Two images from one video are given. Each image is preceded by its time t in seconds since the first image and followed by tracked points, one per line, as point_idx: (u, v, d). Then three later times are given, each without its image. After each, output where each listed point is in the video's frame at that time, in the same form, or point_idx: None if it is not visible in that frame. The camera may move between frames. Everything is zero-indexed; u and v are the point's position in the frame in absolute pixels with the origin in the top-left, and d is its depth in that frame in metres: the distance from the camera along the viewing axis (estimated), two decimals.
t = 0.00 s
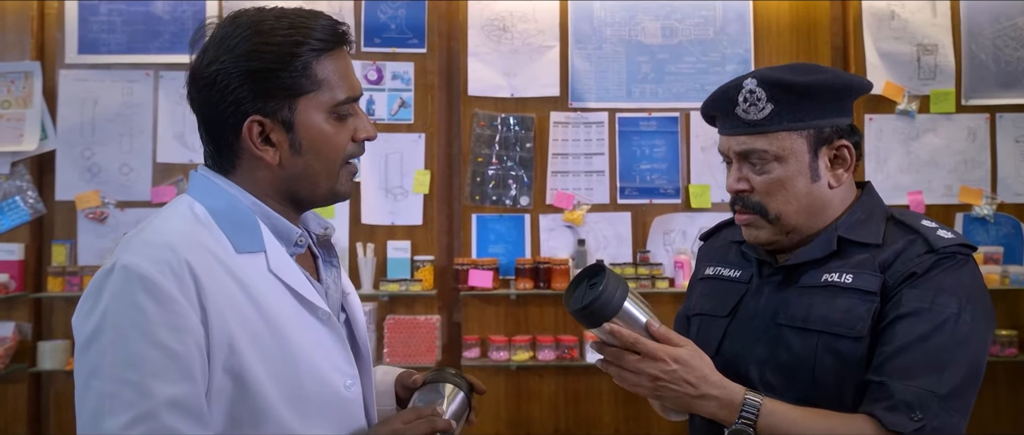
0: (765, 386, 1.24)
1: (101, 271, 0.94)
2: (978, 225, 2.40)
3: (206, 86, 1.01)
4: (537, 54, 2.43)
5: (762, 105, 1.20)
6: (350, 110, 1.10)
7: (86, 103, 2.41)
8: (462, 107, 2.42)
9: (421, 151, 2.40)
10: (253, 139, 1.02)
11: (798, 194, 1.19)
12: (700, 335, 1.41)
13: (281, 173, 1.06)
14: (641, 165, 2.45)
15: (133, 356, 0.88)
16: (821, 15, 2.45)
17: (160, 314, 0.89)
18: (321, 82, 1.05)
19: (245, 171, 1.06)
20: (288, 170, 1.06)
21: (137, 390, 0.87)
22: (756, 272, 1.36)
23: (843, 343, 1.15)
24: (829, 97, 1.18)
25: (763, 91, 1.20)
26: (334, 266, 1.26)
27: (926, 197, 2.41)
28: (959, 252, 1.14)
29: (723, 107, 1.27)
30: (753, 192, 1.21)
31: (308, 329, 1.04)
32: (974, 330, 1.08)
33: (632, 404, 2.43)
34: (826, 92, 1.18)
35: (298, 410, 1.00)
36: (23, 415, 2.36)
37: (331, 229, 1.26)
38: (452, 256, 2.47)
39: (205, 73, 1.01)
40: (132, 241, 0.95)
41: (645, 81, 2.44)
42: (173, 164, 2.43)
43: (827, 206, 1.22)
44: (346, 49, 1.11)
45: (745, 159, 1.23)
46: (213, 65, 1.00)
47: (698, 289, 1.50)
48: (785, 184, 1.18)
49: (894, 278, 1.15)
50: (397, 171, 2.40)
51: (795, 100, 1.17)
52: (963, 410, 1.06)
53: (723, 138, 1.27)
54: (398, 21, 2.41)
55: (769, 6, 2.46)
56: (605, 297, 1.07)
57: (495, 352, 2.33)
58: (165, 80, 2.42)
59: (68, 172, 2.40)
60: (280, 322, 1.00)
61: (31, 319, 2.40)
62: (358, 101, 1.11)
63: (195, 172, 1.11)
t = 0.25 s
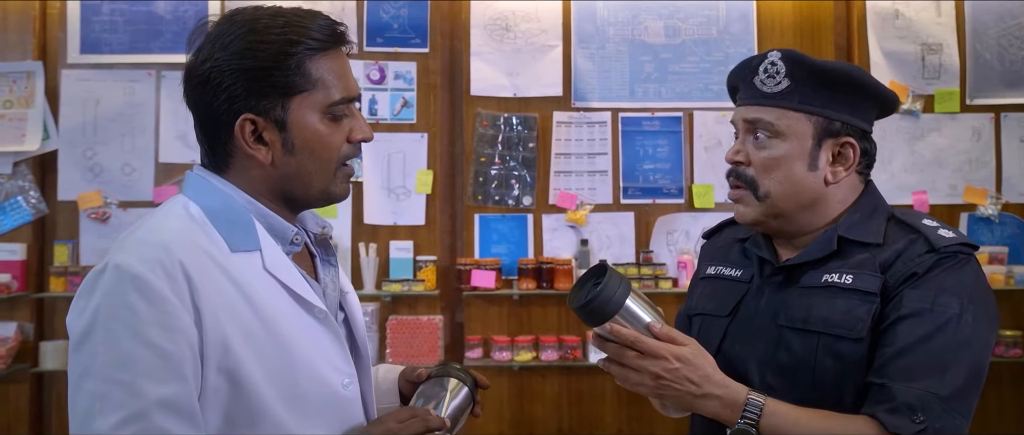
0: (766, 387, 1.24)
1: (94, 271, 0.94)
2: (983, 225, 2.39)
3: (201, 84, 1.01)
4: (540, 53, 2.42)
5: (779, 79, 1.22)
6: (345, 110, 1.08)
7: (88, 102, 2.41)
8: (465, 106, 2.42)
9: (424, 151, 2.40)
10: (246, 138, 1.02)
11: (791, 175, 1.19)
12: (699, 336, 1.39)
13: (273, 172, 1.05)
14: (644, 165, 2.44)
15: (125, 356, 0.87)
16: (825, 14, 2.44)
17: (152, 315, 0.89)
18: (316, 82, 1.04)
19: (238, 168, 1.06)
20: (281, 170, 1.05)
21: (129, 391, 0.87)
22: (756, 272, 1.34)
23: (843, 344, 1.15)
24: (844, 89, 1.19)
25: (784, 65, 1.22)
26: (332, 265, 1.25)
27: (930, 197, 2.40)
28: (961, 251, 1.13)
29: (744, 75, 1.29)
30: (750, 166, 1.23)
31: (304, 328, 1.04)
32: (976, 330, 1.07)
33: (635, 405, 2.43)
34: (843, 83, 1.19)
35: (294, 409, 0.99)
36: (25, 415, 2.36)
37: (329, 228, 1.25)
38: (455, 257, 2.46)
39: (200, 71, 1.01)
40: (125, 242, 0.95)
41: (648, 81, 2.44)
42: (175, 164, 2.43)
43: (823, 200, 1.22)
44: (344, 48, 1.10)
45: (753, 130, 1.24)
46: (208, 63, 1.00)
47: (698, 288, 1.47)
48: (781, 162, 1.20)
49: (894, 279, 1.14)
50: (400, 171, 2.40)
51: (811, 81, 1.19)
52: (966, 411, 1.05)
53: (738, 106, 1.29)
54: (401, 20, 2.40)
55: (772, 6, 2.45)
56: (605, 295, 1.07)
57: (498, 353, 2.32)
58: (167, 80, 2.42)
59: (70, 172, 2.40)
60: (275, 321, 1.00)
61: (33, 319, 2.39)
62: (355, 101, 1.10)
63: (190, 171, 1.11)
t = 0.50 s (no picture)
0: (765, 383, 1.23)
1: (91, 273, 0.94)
2: (984, 225, 2.39)
3: (195, 84, 1.01)
4: (540, 54, 2.41)
5: (777, 91, 1.18)
6: (340, 107, 1.09)
7: (88, 102, 2.40)
8: (465, 107, 2.41)
9: (424, 151, 2.40)
10: (242, 136, 1.02)
11: (801, 186, 1.18)
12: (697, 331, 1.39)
13: (270, 170, 1.05)
14: (645, 165, 2.44)
15: (123, 358, 0.87)
16: (826, 14, 2.44)
17: (150, 316, 0.89)
18: (312, 79, 1.04)
19: (235, 168, 1.05)
20: (278, 168, 1.05)
21: (128, 392, 0.86)
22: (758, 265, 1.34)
23: (844, 341, 1.14)
24: (843, 93, 1.17)
25: (780, 78, 1.19)
26: (329, 265, 1.25)
27: (931, 197, 2.40)
28: (962, 248, 1.13)
29: (739, 88, 1.26)
30: (757, 180, 1.21)
31: (303, 328, 1.03)
32: (978, 328, 1.07)
33: (636, 406, 2.42)
34: (842, 88, 1.16)
35: (294, 409, 0.99)
36: (25, 416, 2.36)
37: (325, 229, 1.25)
38: (455, 257, 2.46)
39: (193, 71, 1.01)
40: (123, 243, 0.95)
41: (648, 81, 2.43)
42: (175, 164, 2.43)
43: (830, 204, 1.21)
44: (339, 45, 1.10)
45: (753, 144, 1.22)
46: (201, 63, 1.00)
47: (696, 283, 1.47)
48: (790, 174, 1.17)
49: (897, 276, 1.14)
50: (400, 172, 2.40)
51: (810, 90, 1.16)
52: (966, 407, 1.06)
53: (735, 121, 1.26)
54: (401, 20, 2.40)
55: (774, 6, 2.45)
56: (608, 299, 1.07)
57: (499, 353, 2.32)
58: (167, 80, 2.41)
59: (70, 172, 2.40)
60: (274, 320, 0.99)
61: (33, 320, 2.39)
62: (350, 98, 1.10)
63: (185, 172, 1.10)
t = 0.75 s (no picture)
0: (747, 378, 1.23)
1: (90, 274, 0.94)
2: (982, 226, 2.39)
3: (194, 84, 1.01)
4: (539, 54, 2.42)
5: (759, 112, 1.16)
6: (338, 106, 1.09)
7: (86, 102, 2.40)
8: (463, 106, 2.41)
9: (422, 151, 2.39)
10: (241, 136, 1.02)
11: (790, 198, 1.18)
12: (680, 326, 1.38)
13: (270, 169, 1.05)
14: (644, 165, 2.44)
15: (121, 358, 0.87)
16: (824, 14, 2.44)
17: (148, 316, 0.89)
18: (311, 78, 1.04)
19: (232, 170, 1.05)
20: (276, 168, 1.05)
21: (126, 392, 0.87)
22: (740, 262, 1.33)
23: (826, 335, 1.15)
24: (824, 104, 1.16)
25: (760, 98, 1.16)
26: (326, 265, 1.25)
27: (929, 197, 2.40)
28: (941, 245, 1.15)
29: (715, 109, 1.23)
30: (747, 197, 1.19)
31: (302, 327, 1.03)
32: (955, 320, 1.09)
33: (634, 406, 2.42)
34: (823, 100, 1.16)
35: (293, 409, 0.99)
36: (23, 416, 2.35)
37: (322, 228, 1.25)
38: (454, 257, 2.47)
39: (192, 71, 1.01)
40: (122, 243, 0.95)
41: (647, 81, 2.43)
42: (173, 164, 2.43)
43: (817, 209, 1.21)
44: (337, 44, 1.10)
45: (739, 164, 1.19)
46: (200, 63, 1.00)
47: (677, 276, 1.45)
48: (779, 189, 1.17)
49: (877, 272, 1.15)
50: (398, 172, 2.40)
51: (792, 107, 1.15)
52: (944, 400, 1.07)
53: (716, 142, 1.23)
54: (400, 20, 2.40)
55: (772, 6, 2.45)
56: (608, 305, 1.06)
57: (497, 353, 2.32)
58: (166, 80, 2.41)
59: (68, 172, 2.39)
60: (272, 320, 0.99)
61: (31, 320, 2.39)
62: (348, 98, 1.10)
63: (184, 172, 1.10)
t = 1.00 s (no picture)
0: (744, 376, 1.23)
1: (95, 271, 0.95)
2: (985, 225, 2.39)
3: (197, 97, 1.01)
4: (541, 53, 2.41)
5: (763, 115, 1.16)
6: (340, 114, 1.08)
7: (88, 102, 2.40)
8: (465, 106, 2.41)
9: (424, 151, 2.40)
10: (242, 148, 1.02)
11: (792, 200, 1.17)
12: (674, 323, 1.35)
13: (272, 178, 1.05)
14: (645, 165, 2.44)
15: (124, 356, 0.88)
16: (826, 13, 2.43)
17: (151, 314, 0.89)
18: (312, 87, 1.04)
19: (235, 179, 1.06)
20: (279, 175, 1.05)
21: (129, 389, 0.88)
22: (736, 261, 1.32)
23: (824, 333, 1.15)
24: (825, 107, 1.16)
25: (764, 101, 1.16)
26: (330, 263, 1.25)
27: (931, 196, 2.40)
28: (934, 240, 1.16)
29: (717, 113, 1.21)
30: (750, 200, 1.18)
31: (305, 325, 1.03)
32: (952, 317, 1.10)
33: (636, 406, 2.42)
34: (825, 102, 1.16)
35: (296, 407, 0.99)
36: (26, 415, 2.36)
37: (326, 228, 1.25)
38: (456, 256, 2.46)
39: (195, 86, 1.01)
40: (126, 241, 0.95)
41: (649, 81, 2.43)
42: (175, 164, 2.43)
43: (818, 210, 1.22)
44: (340, 51, 1.09)
45: (742, 166, 1.18)
46: (202, 77, 1.00)
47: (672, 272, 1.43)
48: (782, 191, 1.16)
49: (873, 269, 1.16)
50: (400, 171, 2.40)
51: (796, 110, 1.15)
52: (942, 397, 1.09)
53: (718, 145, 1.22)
54: (401, 20, 2.40)
55: (774, 6, 2.44)
56: (617, 308, 1.04)
57: (499, 353, 2.32)
58: (167, 80, 2.41)
59: (70, 172, 2.40)
60: (276, 318, 0.99)
61: (34, 320, 2.39)
62: (351, 103, 1.10)
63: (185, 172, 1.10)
